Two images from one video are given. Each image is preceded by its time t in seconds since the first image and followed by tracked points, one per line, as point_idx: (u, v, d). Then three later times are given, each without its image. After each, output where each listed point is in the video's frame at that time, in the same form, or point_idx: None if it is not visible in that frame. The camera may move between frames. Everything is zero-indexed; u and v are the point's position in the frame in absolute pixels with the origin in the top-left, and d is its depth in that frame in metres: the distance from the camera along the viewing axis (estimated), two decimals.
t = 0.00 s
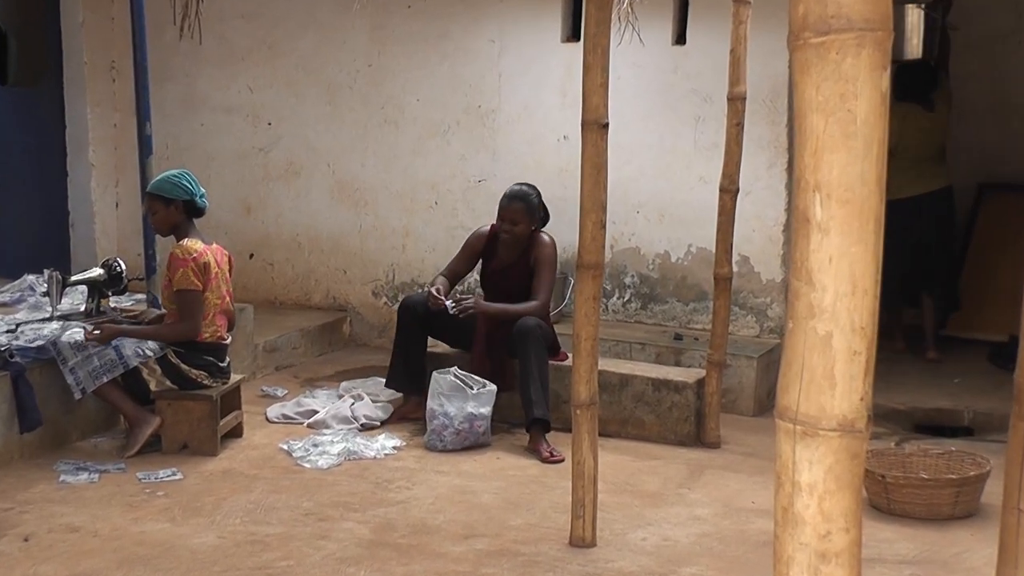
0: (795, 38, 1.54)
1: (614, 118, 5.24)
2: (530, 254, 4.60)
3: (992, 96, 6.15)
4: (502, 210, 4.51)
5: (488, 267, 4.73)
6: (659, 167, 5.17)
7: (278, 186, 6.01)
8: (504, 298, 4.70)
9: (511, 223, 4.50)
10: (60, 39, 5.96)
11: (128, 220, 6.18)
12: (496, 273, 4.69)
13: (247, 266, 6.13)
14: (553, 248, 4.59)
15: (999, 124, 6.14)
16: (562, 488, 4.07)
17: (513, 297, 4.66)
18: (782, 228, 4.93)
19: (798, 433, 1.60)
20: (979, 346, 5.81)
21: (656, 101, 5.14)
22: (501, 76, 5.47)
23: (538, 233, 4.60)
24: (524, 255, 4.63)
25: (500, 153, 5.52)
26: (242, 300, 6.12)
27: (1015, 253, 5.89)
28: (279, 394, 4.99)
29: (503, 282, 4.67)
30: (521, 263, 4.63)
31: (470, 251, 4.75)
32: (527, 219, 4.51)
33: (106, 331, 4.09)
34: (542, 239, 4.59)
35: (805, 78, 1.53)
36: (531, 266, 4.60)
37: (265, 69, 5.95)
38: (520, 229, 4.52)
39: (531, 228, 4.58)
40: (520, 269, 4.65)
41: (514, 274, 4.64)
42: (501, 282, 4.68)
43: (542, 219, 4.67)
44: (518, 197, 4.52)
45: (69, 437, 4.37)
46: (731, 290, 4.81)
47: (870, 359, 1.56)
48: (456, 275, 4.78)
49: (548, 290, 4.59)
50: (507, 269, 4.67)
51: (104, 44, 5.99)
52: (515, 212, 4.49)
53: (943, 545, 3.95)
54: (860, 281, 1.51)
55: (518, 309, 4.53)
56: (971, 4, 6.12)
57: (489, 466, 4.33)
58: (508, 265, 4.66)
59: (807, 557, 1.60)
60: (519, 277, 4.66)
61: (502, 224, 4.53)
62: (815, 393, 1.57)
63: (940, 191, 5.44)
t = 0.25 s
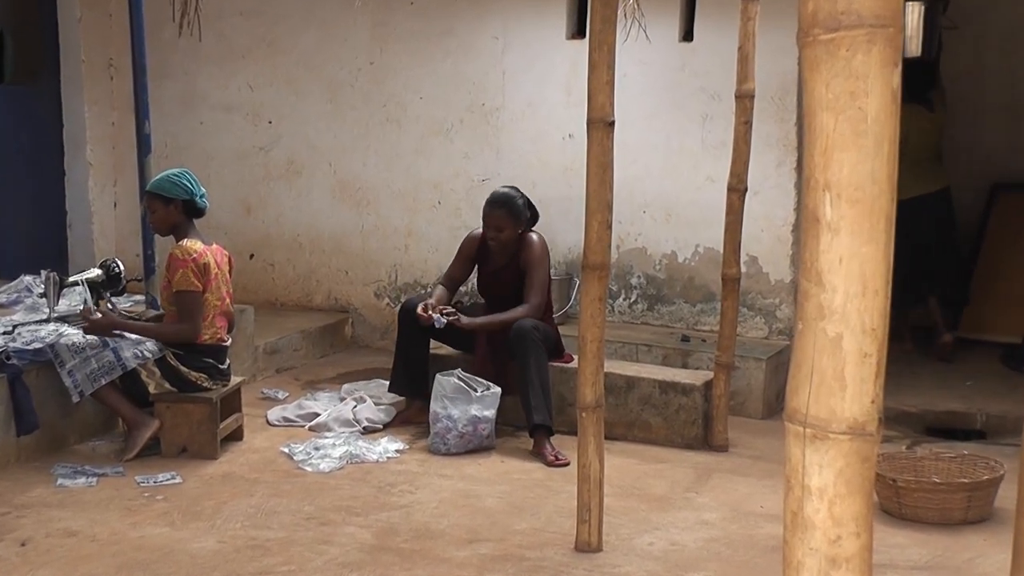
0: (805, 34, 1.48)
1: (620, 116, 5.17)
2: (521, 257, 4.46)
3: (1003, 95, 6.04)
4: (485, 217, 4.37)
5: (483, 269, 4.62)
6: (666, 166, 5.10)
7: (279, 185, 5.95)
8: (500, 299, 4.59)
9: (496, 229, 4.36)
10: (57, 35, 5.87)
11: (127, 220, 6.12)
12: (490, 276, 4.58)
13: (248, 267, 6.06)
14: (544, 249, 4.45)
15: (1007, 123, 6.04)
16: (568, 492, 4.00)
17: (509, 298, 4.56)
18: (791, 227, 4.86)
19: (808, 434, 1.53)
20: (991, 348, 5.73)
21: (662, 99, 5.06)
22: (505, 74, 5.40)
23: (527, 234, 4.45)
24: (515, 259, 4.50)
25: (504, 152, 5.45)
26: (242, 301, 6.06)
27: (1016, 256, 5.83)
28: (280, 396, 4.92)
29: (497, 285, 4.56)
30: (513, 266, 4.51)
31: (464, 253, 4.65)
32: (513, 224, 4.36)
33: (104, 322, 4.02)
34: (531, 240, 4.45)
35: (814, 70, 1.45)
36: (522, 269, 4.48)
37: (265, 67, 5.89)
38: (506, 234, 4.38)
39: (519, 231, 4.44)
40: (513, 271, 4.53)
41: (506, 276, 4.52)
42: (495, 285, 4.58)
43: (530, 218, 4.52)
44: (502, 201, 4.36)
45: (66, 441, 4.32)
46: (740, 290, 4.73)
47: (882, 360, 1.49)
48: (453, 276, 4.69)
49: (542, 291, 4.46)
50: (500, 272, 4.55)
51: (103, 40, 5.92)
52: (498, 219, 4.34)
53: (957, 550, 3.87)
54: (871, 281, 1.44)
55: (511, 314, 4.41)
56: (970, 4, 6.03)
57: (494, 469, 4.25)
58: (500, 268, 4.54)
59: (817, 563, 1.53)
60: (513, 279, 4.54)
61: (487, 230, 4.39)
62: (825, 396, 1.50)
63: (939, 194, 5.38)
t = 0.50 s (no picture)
0: (813, 32, 1.47)
1: (626, 113, 5.10)
2: (515, 257, 4.38)
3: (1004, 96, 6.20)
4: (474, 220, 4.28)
5: (479, 269, 4.54)
6: (673, 163, 5.03)
7: (279, 183, 5.88)
8: (498, 299, 4.51)
9: (486, 232, 4.27)
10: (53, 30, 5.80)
11: (125, 218, 6.07)
12: (487, 276, 4.50)
13: (247, 267, 5.99)
14: (539, 247, 4.36)
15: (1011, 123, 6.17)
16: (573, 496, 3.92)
17: (507, 298, 4.47)
18: (801, 227, 4.78)
19: (817, 436, 1.52)
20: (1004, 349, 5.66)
21: (670, 95, 4.99)
22: (510, 70, 5.33)
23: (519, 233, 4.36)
24: (509, 260, 4.42)
25: (508, 150, 5.37)
26: (242, 301, 5.99)
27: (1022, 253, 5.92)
28: (280, 398, 4.85)
29: (493, 286, 4.48)
30: (508, 266, 4.42)
31: (460, 255, 4.57)
32: (502, 224, 4.26)
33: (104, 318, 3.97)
34: (524, 239, 4.35)
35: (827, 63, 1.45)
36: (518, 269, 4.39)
37: (265, 63, 5.81)
38: (497, 236, 4.29)
39: (511, 231, 4.35)
40: (509, 270, 4.44)
41: (503, 276, 4.44)
42: (492, 285, 4.49)
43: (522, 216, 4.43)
44: (490, 203, 4.27)
45: (63, 444, 4.24)
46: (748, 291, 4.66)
47: (892, 361, 1.48)
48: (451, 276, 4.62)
49: (540, 289, 4.37)
50: (496, 272, 4.47)
51: (100, 37, 5.86)
52: (487, 222, 4.25)
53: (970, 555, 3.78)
54: (882, 280, 1.44)
55: (511, 316, 4.34)
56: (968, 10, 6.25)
57: (498, 473, 4.17)
58: (496, 268, 4.46)
59: (827, 568, 1.52)
60: (510, 278, 4.46)
61: (478, 233, 4.30)
62: (835, 398, 1.49)
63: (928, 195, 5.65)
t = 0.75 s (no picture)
0: (818, 25, 1.48)
1: (627, 109, 5.03)
2: (512, 256, 4.31)
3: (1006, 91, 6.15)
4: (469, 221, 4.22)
5: (477, 269, 4.47)
6: (675, 160, 4.96)
7: (275, 181, 5.81)
8: (497, 299, 4.45)
9: (482, 232, 4.21)
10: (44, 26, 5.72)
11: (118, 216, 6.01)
12: (485, 275, 4.43)
13: (243, 266, 5.92)
14: (536, 246, 4.29)
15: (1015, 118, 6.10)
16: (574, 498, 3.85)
17: (506, 297, 4.41)
18: (805, 224, 4.72)
19: (822, 437, 1.55)
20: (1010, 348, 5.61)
21: (671, 91, 4.93)
22: (509, 65, 5.26)
23: (516, 233, 4.29)
24: (506, 259, 4.35)
25: (507, 147, 5.31)
26: (237, 301, 5.92)
27: None
28: (276, 400, 4.78)
29: (492, 286, 4.42)
30: (506, 265, 4.35)
31: (458, 254, 4.51)
32: (498, 225, 4.20)
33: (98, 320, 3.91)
34: (521, 238, 4.28)
35: (831, 59, 1.47)
36: (516, 269, 4.33)
37: (261, 58, 5.75)
38: (493, 236, 4.23)
39: (507, 230, 4.28)
40: (507, 269, 4.37)
41: (501, 276, 4.37)
42: (490, 285, 4.43)
43: (518, 216, 4.36)
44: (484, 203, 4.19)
45: (55, 447, 4.18)
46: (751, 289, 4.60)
47: (897, 361, 1.50)
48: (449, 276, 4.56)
49: (540, 288, 4.31)
50: (495, 271, 4.40)
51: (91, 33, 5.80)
52: (481, 223, 4.18)
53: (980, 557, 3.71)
54: (887, 278, 1.46)
55: (511, 314, 4.27)
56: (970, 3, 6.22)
57: (498, 475, 4.11)
58: (494, 268, 4.39)
59: (833, 570, 1.55)
60: (509, 277, 4.39)
61: (474, 234, 4.24)
62: (840, 399, 1.51)
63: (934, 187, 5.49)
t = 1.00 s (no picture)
0: (818, 17, 1.41)
1: (625, 103, 4.96)
2: (513, 252, 4.24)
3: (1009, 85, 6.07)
4: (471, 214, 4.14)
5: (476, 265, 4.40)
6: (673, 155, 4.89)
7: (268, 176, 5.74)
8: (496, 295, 4.37)
9: (483, 226, 4.13)
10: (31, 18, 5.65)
11: (108, 212, 5.95)
12: (484, 272, 4.35)
13: (235, 263, 5.85)
14: (537, 242, 4.22)
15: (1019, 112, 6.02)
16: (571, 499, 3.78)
17: (505, 294, 4.33)
18: (806, 219, 4.65)
19: (823, 436, 1.48)
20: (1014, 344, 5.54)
21: (670, 85, 4.85)
22: (505, 59, 5.19)
23: (517, 228, 4.22)
24: (507, 255, 4.27)
25: (503, 142, 5.24)
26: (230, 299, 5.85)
27: None
28: (269, 399, 4.71)
29: (490, 282, 4.34)
30: (506, 262, 4.28)
31: (457, 250, 4.43)
32: (500, 218, 4.12)
33: (77, 323, 3.79)
34: (522, 233, 4.21)
35: (832, 54, 1.40)
36: (516, 265, 4.25)
37: (253, 52, 5.68)
38: (494, 230, 4.15)
39: (508, 225, 4.20)
40: (506, 265, 4.30)
41: (500, 272, 4.29)
42: (488, 281, 4.35)
43: (520, 211, 4.29)
44: (487, 196, 4.13)
45: (43, 447, 4.12)
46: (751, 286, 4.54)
47: (900, 359, 1.44)
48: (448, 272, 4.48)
49: (540, 285, 4.23)
50: (494, 267, 4.32)
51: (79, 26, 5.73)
52: (483, 216, 4.11)
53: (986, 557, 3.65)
54: (890, 275, 1.40)
55: (510, 310, 4.18)
56: None
57: (495, 475, 4.04)
58: (493, 263, 4.31)
59: (834, 572, 1.48)
60: (507, 274, 4.31)
61: (475, 227, 4.16)
62: (841, 397, 1.45)
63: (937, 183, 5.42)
